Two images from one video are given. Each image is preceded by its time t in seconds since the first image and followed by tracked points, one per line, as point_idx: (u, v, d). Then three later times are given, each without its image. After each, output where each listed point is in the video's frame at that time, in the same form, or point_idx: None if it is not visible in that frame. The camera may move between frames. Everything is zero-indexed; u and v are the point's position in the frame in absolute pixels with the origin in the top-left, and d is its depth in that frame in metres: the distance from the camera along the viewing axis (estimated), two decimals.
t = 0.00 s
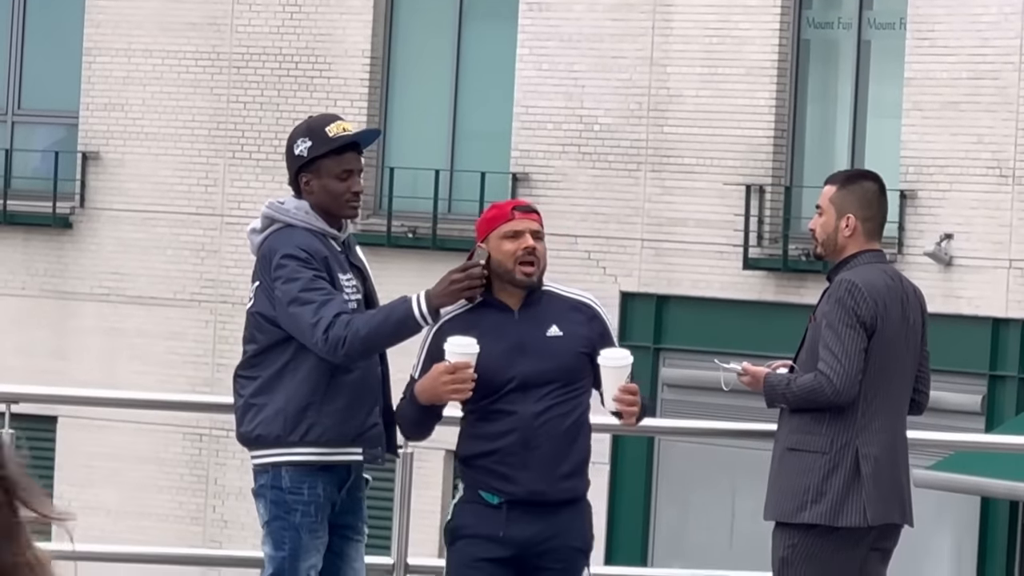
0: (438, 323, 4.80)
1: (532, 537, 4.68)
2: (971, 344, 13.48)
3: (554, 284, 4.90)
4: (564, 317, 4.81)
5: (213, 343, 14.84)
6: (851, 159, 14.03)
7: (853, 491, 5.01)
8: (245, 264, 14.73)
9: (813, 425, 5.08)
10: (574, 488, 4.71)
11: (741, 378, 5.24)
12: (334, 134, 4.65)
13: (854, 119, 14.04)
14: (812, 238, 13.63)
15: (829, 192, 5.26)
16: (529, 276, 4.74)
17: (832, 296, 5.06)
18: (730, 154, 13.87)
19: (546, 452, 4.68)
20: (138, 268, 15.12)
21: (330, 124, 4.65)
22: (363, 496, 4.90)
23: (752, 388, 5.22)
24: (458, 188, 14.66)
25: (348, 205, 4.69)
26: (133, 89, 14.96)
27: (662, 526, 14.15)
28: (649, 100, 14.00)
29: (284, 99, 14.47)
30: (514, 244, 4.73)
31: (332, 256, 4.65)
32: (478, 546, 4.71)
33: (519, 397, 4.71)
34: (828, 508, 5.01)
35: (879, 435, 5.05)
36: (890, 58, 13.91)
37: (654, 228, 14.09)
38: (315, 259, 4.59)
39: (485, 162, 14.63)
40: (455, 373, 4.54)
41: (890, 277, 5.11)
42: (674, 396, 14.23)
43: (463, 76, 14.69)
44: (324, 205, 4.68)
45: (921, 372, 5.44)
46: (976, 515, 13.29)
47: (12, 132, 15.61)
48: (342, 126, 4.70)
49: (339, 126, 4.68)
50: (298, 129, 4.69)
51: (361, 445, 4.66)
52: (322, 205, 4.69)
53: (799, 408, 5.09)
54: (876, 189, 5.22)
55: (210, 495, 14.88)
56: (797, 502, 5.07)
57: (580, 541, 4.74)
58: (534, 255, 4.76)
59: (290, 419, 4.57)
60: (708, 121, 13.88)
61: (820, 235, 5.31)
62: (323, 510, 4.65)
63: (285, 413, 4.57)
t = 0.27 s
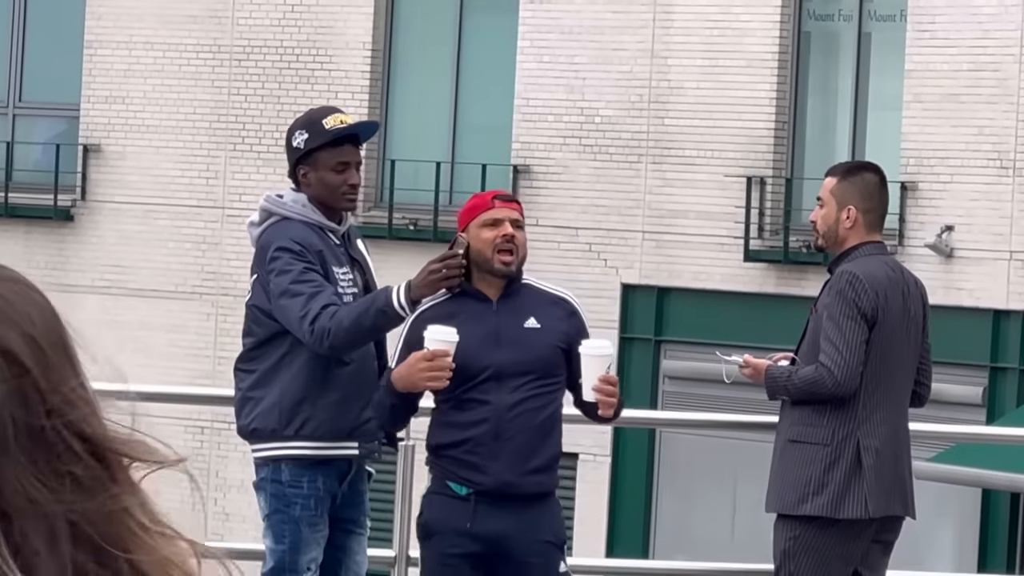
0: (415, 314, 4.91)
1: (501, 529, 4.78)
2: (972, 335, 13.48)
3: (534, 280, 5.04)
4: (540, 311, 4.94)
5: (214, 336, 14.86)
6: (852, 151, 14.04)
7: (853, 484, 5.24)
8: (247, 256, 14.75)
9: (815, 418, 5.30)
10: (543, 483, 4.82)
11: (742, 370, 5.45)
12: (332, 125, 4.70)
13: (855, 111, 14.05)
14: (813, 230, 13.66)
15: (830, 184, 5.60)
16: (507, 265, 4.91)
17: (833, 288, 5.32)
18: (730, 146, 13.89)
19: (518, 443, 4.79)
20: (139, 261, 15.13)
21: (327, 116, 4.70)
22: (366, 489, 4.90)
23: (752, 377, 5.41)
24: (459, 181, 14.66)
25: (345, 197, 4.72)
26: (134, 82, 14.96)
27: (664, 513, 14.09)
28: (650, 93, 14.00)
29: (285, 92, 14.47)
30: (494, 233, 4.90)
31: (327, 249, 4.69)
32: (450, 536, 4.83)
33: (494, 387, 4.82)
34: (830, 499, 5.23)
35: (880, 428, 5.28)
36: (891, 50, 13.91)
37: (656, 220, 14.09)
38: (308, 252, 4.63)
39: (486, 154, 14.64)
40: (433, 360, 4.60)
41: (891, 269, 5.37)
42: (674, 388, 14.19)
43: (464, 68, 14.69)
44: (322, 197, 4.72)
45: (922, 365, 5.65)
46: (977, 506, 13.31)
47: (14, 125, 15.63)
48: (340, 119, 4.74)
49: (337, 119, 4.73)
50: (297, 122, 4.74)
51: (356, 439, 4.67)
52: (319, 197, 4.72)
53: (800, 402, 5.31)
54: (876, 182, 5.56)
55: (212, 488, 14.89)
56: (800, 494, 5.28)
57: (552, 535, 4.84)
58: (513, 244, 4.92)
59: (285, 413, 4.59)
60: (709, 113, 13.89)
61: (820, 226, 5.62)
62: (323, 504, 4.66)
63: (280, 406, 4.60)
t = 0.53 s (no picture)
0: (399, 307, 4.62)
1: (485, 527, 4.52)
2: (973, 330, 13.51)
3: (521, 274, 4.78)
4: (528, 301, 4.69)
5: (216, 332, 14.86)
6: (854, 146, 14.04)
7: (856, 477, 5.12)
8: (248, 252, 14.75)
9: (815, 413, 5.20)
10: (528, 477, 4.55)
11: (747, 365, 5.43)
12: (329, 121, 4.64)
13: (857, 105, 14.06)
14: (815, 225, 13.67)
15: (831, 179, 5.52)
16: (493, 257, 4.64)
17: (835, 283, 5.21)
18: (732, 141, 13.89)
19: (504, 436, 4.53)
20: (141, 257, 15.13)
21: (324, 111, 4.65)
22: (368, 485, 4.84)
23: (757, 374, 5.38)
24: (462, 176, 14.68)
25: (343, 194, 4.66)
26: (136, 77, 14.98)
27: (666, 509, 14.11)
28: (652, 88, 14.01)
29: (287, 87, 14.49)
30: (478, 224, 4.64)
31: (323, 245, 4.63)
32: (435, 534, 4.55)
33: (480, 378, 4.56)
34: (831, 495, 5.11)
35: (882, 422, 5.16)
36: (893, 45, 13.91)
37: (658, 215, 14.10)
38: (303, 245, 4.58)
39: (488, 149, 14.66)
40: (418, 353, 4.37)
41: (891, 263, 5.28)
42: (677, 383, 14.18)
43: (466, 62, 14.71)
44: (320, 194, 4.67)
45: (924, 360, 5.53)
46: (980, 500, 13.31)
47: (17, 120, 15.65)
48: (339, 115, 4.69)
49: (334, 115, 4.67)
50: (296, 118, 4.69)
51: (355, 435, 4.60)
52: (318, 193, 4.67)
53: (799, 397, 5.21)
54: (877, 176, 5.46)
55: (214, 484, 14.90)
56: (801, 489, 5.16)
57: (540, 526, 4.55)
58: (498, 235, 4.66)
59: (282, 408, 4.53)
60: (711, 108, 13.90)
61: (820, 221, 5.50)
62: (323, 499, 4.61)
63: (278, 402, 4.54)
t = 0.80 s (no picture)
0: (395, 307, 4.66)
1: (484, 527, 4.76)
2: (974, 330, 13.50)
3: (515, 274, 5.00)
4: (523, 302, 4.91)
5: (217, 333, 14.86)
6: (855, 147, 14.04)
7: (859, 479, 5.25)
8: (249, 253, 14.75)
9: (817, 414, 5.32)
10: (523, 478, 4.77)
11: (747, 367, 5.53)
12: (322, 122, 4.68)
13: (858, 104, 14.06)
14: (817, 225, 13.68)
15: (831, 179, 5.70)
16: (484, 257, 4.88)
17: (837, 284, 5.35)
18: (733, 141, 13.90)
19: (500, 438, 4.75)
20: (142, 258, 15.13)
21: (317, 112, 4.68)
22: (366, 487, 4.84)
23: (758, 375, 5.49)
24: (463, 177, 14.68)
25: (337, 194, 4.68)
26: (137, 78, 14.98)
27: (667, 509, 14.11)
28: (653, 88, 14.00)
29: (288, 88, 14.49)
30: (470, 224, 4.88)
31: (318, 246, 4.67)
32: (432, 532, 4.81)
33: (476, 379, 4.77)
34: (834, 496, 5.24)
35: (883, 423, 5.29)
36: (894, 45, 13.91)
37: (659, 215, 14.09)
38: (298, 244, 4.61)
39: (489, 150, 14.65)
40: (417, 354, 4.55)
41: (893, 264, 5.42)
42: (678, 382, 14.17)
43: (467, 63, 14.71)
44: (315, 195, 4.69)
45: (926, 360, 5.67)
46: (981, 500, 13.31)
47: (17, 122, 15.65)
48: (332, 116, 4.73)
49: (327, 116, 4.71)
50: (291, 120, 4.72)
51: (355, 436, 4.63)
52: (313, 194, 4.69)
53: (802, 399, 5.33)
54: (878, 176, 5.65)
55: (216, 485, 14.91)
56: (804, 490, 5.30)
57: (533, 530, 4.80)
58: (490, 235, 4.90)
59: (282, 409, 4.55)
60: (711, 108, 13.90)
61: (821, 222, 5.67)
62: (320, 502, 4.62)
63: (278, 404, 4.56)
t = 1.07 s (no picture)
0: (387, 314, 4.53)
1: (495, 533, 4.74)
2: (980, 332, 13.47)
3: (519, 275, 4.95)
4: (529, 304, 4.86)
5: (221, 336, 14.83)
6: (860, 149, 14.01)
7: (865, 482, 5.26)
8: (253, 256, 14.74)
9: (823, 417, 5.32)
10: (536, 482, 4.75)
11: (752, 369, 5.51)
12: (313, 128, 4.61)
13: (863, 106, 14.04)
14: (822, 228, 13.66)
15: (836, 182, 5.68)
16: (487, 255, 4.83)
17: (842, 287, 5.34)
18: (738, 144, 13.87)
19: (511, 441, 4.74)
20: (146, 261, 15.11)
21: (308, 118, 4.62)
22: (376, 486, 4.78)
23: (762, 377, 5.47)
24: (467, 180, 14.68)
25: (331, 198, 4.61)
26: (141, 81, 14.97)
27: (672, 511, 14.06)
28: (657, 91, 13.98)
29: (291, 91, 14.46)
30: (470, 222, 4.82)
31: (313, 248, 4.61)
32: (442, 539, 4.79)
33: (484, 382, 4.75)
34: (841, 498, 5.25)
35: (889, 424, 5.29)
36: (898, 47, 13.90)
37: (663, 218, 14.07)
38: (295, 244, 4.56)
39: (493, 152, 14.63)
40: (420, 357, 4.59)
41: (899, 268, 5.39)
42: (683, 386, 14.12)
43: (470, 66, 14.70)
44: (311, 199, 4.62)
45: (933, 362, 5.66)
46: (986, 503, 13.29)
47: (21, 125, 15.65)
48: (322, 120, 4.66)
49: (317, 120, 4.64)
50: (286, 127, 4.66)
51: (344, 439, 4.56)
52: (308, 199, 4.62)
53: (808, 402, 5.33)
54: (882, 178, 5.63)
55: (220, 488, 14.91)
56: (810, 493, 5.31)
57: (545, 537, 4.79)
58: (490, 232, 4.86)
59: (272, 409, 4.51)
60: (717, 111, 13.87)
61: (827, 224, 5.65)
62: (309, 507, 4.60)
63: (270, 404, 4.52)
